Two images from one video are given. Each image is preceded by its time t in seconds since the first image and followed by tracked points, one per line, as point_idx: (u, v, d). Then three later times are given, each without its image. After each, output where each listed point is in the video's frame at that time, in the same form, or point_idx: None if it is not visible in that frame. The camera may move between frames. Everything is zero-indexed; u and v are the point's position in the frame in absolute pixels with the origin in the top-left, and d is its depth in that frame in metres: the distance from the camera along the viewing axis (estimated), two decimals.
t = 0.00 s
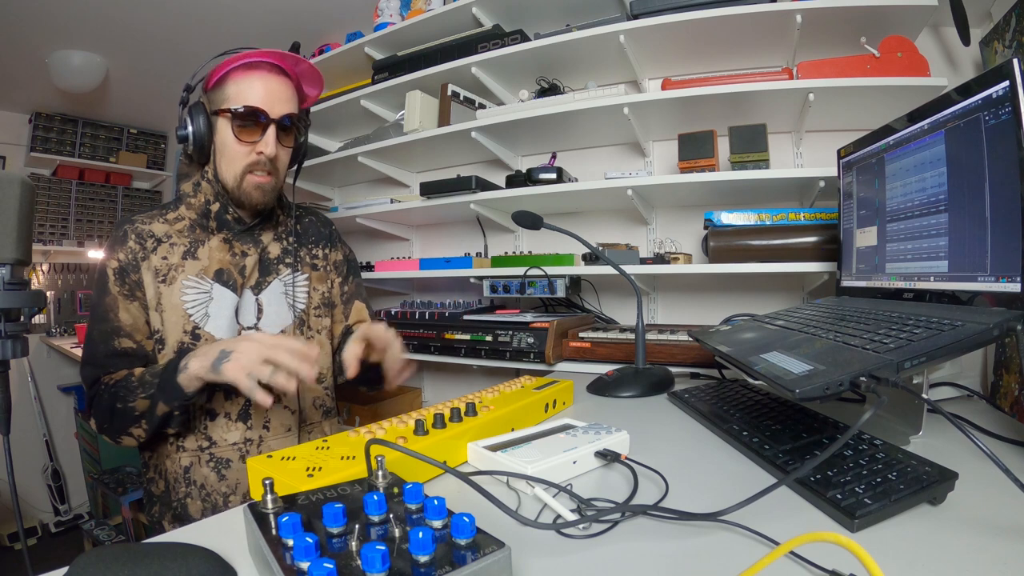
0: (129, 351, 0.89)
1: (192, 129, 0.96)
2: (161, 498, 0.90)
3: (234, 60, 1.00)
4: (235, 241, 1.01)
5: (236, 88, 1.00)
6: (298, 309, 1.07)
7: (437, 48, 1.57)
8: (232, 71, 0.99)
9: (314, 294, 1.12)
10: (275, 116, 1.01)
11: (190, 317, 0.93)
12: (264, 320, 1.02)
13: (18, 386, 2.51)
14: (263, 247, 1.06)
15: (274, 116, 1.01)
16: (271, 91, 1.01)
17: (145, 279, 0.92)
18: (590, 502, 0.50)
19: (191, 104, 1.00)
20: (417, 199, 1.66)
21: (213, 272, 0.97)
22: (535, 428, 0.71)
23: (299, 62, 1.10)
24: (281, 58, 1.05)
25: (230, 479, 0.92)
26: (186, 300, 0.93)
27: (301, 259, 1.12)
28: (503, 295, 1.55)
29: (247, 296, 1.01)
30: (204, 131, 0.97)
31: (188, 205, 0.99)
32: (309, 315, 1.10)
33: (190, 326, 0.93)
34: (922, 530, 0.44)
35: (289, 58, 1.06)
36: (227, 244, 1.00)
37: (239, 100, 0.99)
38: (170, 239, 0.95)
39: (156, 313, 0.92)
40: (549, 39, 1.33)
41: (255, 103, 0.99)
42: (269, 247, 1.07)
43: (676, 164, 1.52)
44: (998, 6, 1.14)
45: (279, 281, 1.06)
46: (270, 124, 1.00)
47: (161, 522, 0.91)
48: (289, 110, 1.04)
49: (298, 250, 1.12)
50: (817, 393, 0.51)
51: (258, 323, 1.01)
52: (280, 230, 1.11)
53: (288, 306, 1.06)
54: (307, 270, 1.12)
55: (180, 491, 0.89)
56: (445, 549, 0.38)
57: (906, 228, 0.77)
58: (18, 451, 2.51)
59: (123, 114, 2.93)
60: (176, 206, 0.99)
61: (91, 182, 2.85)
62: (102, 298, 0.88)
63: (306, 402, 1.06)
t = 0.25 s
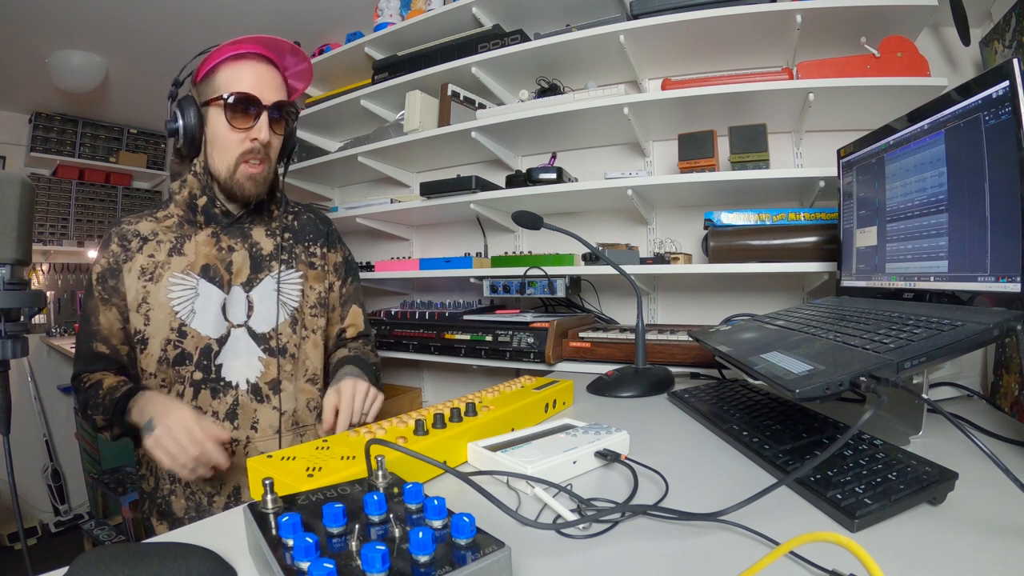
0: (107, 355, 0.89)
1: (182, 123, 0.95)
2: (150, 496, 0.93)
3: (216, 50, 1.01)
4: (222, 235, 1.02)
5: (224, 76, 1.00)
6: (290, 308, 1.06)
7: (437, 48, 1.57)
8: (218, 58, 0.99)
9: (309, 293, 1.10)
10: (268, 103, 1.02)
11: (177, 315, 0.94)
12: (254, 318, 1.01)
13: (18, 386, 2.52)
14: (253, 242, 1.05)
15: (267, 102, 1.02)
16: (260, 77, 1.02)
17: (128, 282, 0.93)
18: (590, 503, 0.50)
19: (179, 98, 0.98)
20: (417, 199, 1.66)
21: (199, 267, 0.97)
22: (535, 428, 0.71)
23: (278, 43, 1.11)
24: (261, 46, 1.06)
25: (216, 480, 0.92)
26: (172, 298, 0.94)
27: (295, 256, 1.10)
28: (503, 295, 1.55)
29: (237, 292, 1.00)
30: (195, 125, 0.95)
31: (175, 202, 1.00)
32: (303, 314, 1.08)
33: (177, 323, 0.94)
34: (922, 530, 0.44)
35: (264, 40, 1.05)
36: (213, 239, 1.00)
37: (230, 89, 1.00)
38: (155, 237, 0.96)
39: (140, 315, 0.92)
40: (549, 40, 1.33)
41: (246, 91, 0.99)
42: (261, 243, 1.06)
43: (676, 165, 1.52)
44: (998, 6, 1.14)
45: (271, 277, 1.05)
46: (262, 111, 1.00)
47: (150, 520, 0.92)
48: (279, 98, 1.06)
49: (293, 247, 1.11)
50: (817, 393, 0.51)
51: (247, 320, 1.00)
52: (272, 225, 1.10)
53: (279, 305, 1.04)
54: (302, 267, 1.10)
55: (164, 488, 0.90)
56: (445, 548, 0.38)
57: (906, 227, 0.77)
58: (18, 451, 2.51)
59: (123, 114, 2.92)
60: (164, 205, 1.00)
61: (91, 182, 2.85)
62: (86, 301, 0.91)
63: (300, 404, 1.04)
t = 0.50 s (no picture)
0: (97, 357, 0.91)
1: (181, 118, 0.94)
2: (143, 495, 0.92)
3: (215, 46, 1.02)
4: (215, 232, 1.02)
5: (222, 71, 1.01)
6: (284, 305, 1.05)
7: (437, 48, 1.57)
8: (215, 53, 0.99)
9: (304, 290, 1.10)
10: (268, 99, 1.03)
11: (169, 314, 0.93)
12: (248, 315, 1.01)
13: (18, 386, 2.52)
14: (246, 240, 1.05)
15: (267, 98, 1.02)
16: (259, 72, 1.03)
17: (121, 284, 0.93)
18: (590, 503, 0.50)
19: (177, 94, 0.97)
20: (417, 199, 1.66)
21: (192, 265, 0.97)
22: (535, 428, 0.71)
23: (274, 38, 1.13)
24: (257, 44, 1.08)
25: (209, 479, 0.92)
26: (164, 297, 0.94)
27: (289, 253, 1.10)
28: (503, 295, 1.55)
29: (231, 290, 1.00)
30: (194, 120, 0.95)
31: (166, 199, 1.00)
32: (298, 311, 1.08)
33: (170, 322, 0.94)
34: (923, 530, 0.44)
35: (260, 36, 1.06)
36: (206, 236, 1.01)
37: (232, 85, 1.00)
38: (147, 236, 0.96)
39: (133, 317, 0.92)
40: (549, 40, 1.33)
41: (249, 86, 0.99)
42: (254, 240, 1.06)
43: (676, 165, 1.52)
44: (998, 6, 1.14)
45: (264, 275, 1.05)
46: (265, 108, 1.00)
47: (144, 520, 0.92)
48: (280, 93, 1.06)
49: (286, 245, 1.11)
50: (817, 393, 0.51)
51: (241, 318, 1.00)
52: (265, 223, 1.10)
53: (273, 302, 1.04)
54: (296, 264, 1.10)
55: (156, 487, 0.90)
56: (445, 549, 0.38)
57: (906, 228, 0.77)
58: (18, 451, 2.51)
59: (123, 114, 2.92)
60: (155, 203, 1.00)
61: (91, 182, 2.85)
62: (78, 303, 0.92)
63: (294, 402, 1.04)
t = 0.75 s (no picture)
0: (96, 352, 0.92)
1: (182, 115, 0.94)
2: (139, 497, 0.92)
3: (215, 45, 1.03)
4: (214, 229, 1.02)
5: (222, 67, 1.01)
6: (281, 304, 1.05)
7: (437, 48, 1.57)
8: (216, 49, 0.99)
9: (300, 287, 1.10)
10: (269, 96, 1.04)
11: (168, 311, 0.94)
12: (244, 314, 1.01)
13: (18, 386, 2.52)
14: (244, 239, 1.05)
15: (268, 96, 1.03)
16: (261, 69, 1.03)
17: (118, 280, 0.93)
18: (590, 503, 0.50)
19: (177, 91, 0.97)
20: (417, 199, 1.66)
21: (191, 263, 0.97)
22: (535, 428, 0.71)
23: (273, 37, 1.14)
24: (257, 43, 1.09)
25: (207, 479, 0.92)
26: (163, 295, 0.94)
27: (285, 251, 1.09)
28: (503, 295, 1.55)
29: (228, 288, 1.00)
30: (195, 118, 0.95)
31: (165, 197, 1.00)
32: (295, 310, 1.08)
33: (168, 319, 0.94)
34: (923, 531, 0.44)
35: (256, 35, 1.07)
36: (205, 234, 1.00)
37: (234, 82, 1.00)
38: (145, 234, 0.96)
39: (130, 313, 0.92)
40: (549, 40, 1.33)
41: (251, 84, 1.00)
42: (251, 239, 1.05)
43: (676, 165, 1.52)
44: (998, 6, 1.14)
45: (261, 273, 1.04)
46: (266, 106, 1.01)
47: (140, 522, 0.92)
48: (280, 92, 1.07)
49: (282, 242, 1.10)
50: (817, 393, 0.51)
51: (238, 317, 1.00)
52: (263, 222, 1.09)
53: (269, 301, 1.04)
54: (292, 262, 1.09)
55: (155, 489, 0.90)
56: (445, 549, 0.38)
57: (906, 227, 0.77)
58: (18, 451, 2.51)
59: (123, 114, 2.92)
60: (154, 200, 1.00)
61: (91, 182, 2.85)
62: (77, 299, 0.93)
63: (292, 402, 1.03)
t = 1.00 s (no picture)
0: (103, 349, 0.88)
1: (179, 117, 0.94)
2: (139, 503, 0.92)
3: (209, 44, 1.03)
4: (217, 229, 1.02)
5: (216, 66, 1.00)
6: (283, 302, 1.05)
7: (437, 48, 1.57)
8: (209, 49, 0.99)
9: (301, 287, 1.10)
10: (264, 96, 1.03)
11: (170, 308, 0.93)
12: (247, 313, 1.00)
13: (18, 386, 2.52)
14: (246, 238, 1.05)
15: (264, 95, 1.03)
16: (255, 70, 1.03)
17: (121, 276, 0.92)
18: (590, 502, 0.50)
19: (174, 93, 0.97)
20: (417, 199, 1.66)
21: (195, 263, 0.97)
22: (535, 428, 0.71)
23: (268, 37, 1.13)
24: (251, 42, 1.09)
25: (211, 478, 0.92)
26: (166, 294, 0.93)
27: (286, 251, 1.10)
28: (503, 295, 1.55)
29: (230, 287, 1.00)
30: (192, 120, 0.95)
31: (167, 197, 1.00)
32: (296, 308, 1.08)
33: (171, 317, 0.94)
34: (923, 530, 0.44)
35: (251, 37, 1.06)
36: (208, 234, 1.00)
37: (229, 84, 1.00)
38: (148, 234, 0.95)
39: (135, 308, 0.92)
40: (549, 39, 1.33)
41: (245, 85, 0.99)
42: (251, 239, 1.06)
43: (676, 165, 1.52)
44: (998, 6, 1.14)
45: (263, 273, 1.04)
46: (261, 106, 1.01)
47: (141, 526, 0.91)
48: (276, 92, 1.07)
49: (282, 243, 1.10)
50: (817, 393, 0.51)
51: (241, 314, 0.99)
52: (262, 222, 1.10)
53: (272, 299, 1.04)
54: (293, 262, 1.10)
55: (159, 491, 0.90)
56: (445, 549, 0.38)
57: (906, 228, 0.77)
58: (18, 451, 2.51)
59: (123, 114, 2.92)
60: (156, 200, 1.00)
61: (91, 182, 2.85)
62: (78, 295, 0.89)
63: (293, 399, 1.04)
